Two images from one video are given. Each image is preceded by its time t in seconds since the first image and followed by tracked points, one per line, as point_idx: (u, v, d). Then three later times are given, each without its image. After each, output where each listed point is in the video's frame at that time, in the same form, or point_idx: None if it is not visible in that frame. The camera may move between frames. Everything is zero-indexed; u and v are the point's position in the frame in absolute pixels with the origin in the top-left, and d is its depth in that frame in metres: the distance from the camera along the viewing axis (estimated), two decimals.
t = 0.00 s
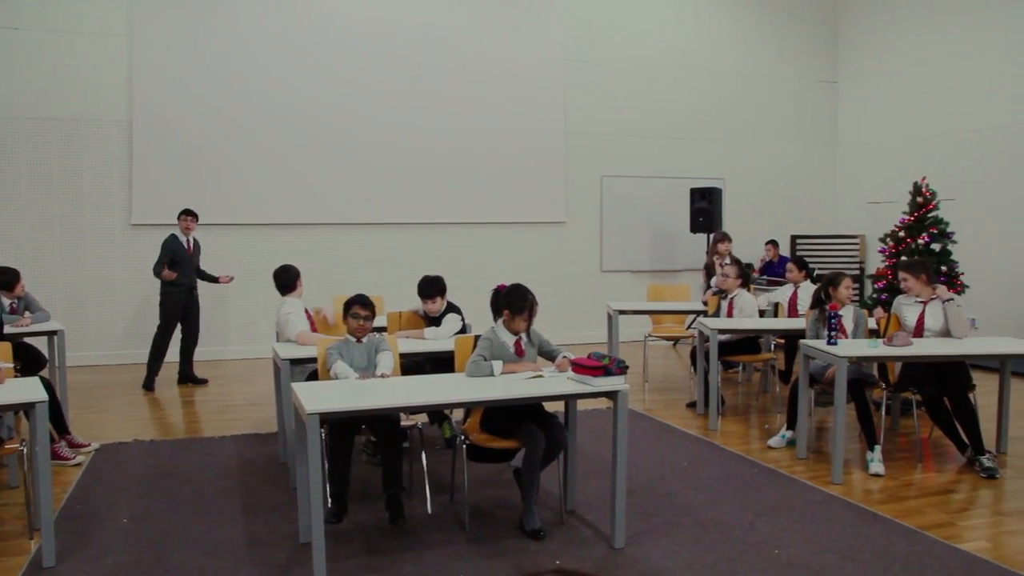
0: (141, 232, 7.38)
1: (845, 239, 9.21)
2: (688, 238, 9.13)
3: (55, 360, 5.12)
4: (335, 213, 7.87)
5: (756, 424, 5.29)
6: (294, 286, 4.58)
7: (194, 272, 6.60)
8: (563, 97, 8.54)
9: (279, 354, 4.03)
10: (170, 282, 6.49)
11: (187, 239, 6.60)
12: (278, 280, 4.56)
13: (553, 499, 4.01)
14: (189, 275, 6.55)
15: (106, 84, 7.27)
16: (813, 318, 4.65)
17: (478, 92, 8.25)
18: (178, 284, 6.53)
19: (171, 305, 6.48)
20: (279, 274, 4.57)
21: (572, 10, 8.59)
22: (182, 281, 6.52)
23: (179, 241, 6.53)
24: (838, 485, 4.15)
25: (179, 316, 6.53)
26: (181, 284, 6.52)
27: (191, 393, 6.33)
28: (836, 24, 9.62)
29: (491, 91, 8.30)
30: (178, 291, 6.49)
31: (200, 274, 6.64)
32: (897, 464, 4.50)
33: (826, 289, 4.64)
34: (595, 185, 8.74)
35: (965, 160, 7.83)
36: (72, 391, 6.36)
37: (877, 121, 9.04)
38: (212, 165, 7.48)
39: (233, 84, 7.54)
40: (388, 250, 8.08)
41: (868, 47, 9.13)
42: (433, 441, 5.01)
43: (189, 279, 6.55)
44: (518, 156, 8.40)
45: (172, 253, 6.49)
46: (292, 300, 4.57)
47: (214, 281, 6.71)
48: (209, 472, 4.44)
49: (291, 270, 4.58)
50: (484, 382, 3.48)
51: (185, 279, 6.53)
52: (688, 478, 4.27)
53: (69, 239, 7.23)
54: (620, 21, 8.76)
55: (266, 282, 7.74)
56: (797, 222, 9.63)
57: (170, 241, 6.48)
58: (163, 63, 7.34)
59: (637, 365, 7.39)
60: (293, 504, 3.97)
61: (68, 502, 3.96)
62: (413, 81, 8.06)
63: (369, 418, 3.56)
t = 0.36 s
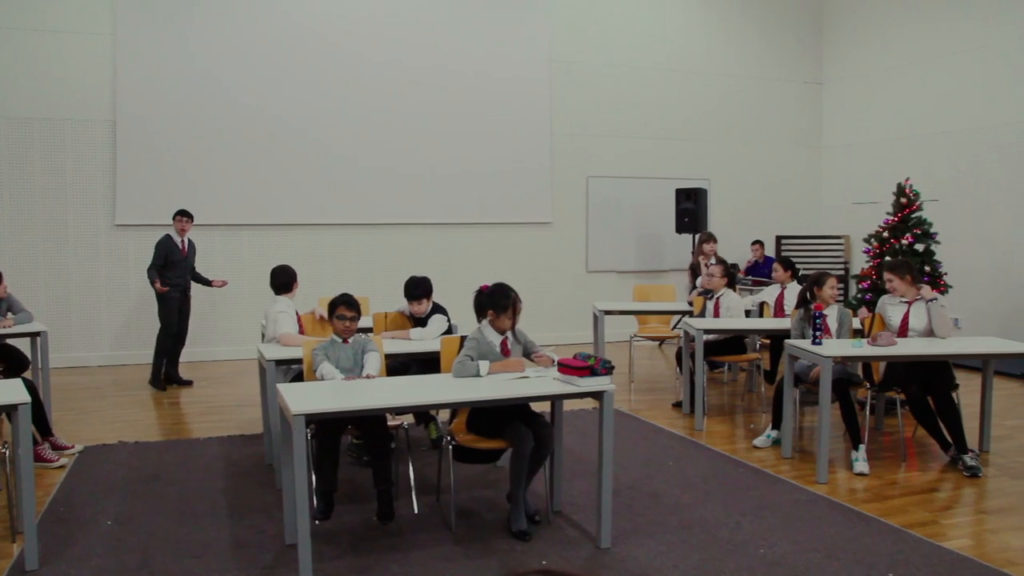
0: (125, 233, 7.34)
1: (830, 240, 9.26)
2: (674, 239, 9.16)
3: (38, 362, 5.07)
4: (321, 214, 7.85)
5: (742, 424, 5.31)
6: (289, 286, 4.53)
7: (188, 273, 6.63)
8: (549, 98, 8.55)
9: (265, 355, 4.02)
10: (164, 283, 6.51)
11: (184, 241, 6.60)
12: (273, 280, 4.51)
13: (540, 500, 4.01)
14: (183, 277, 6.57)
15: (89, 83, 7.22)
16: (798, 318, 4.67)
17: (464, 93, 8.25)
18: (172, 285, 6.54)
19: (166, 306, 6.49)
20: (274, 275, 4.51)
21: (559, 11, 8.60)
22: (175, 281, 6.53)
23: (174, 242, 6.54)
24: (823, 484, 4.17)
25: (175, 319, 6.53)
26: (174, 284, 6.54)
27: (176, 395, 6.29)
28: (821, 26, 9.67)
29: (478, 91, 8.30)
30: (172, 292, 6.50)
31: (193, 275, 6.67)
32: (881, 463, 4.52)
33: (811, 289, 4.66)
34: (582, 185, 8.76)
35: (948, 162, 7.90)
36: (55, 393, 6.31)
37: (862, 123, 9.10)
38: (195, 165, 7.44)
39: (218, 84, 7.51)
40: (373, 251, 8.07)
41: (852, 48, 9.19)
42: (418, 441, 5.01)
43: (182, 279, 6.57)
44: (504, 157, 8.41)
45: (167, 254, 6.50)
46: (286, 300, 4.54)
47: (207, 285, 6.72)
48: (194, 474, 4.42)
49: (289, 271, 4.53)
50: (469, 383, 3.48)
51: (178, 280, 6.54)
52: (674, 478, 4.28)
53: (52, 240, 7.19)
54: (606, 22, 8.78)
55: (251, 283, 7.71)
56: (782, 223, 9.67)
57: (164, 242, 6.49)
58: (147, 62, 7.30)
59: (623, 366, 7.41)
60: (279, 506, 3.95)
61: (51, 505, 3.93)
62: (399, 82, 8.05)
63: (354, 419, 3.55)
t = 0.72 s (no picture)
0: (113, 233, 7.31)
1: (818, 240, 9.30)
2: (663, 239, 9.19)
3: (24, 363, 5.00)
4: (310, 214, 7.84)
5: (731, 423, 5.32)
6: (285, 287, 4.51)
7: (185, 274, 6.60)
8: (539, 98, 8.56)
9: (253, 356, 4.00)
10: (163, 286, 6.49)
11: (178, 242, 6.56)
12: (270, 280, 4.50)
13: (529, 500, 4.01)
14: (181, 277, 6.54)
15: (76, 82, 7.18)
16: (787, 318, 4.68)
17: (454, 93, 8.25)
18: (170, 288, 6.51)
19: (167, 308, 6.45)
20: (271, 276, 4.50)
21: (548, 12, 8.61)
22: (172, 281, 6.51)
23: (170, 243, 6.50)
24: (812, 483, 4.19)
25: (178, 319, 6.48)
26: (172, 285, 6.51)
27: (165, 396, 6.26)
28: (809, 27, 9.71)
29: (468, 91, 8.30)
30: (171, 293, 6.47)
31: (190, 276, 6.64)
32: (869, 462, 4.54)
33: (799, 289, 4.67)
34: (571, 186, 8.77)
35: (935, 162, 7.94)
36: (43, 394, 6.27)
37: (849, 124, 9.14)
38: (184, 166, 7.42)
39: (206, 84, 7.48)
40: (362, 252, 8.06)
41: (840, 49, 9.23)
42: (407, 442, 5.01)
43: (180, 278, 6.54)
44: (494, 157, 8.41)
45: (162, 255, 6.48)
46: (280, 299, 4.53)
47: (203, 285, 6.67)
48: (183, 475, 4.41)
49: (287, 272, 4.50)
50: (457, 384, 3.47)
51: (175, 280, 6.52)
52: (664, 478, 4.29)
53: (39, 241, 7.15)
54: (596, 23, 8.80)
55: (239, 283, 7.68)
56: (771, 223, 9.71)
57: (158, 242, 6.46)
58: (134, 62, 7.26)
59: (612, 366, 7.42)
60: (268, 507, 3.94)
61: (38, 507, 3.90)
62: (388, 82, 8.04)
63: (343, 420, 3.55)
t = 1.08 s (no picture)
0: (101, 234, 7.27)
1: (806, 240, 9.34)
2: (652, 239, 9.21)
3: (11, 364, 4.98)
4: (298, 215, 7.82)
5: (719, 423, 5.34)
6: (275, 289, 4.52)
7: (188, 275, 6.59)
8: (528, 99, 8.56)
9: (241, 357, 3.99)
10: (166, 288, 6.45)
11: (177, 241, 6.57)
12: (260, 282, 4.50)
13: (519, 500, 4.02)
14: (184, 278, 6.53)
15: (63, 81, 7.14)
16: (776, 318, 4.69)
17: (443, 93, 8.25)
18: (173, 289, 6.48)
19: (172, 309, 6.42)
20: (261, 275, 4.51)
21: (538, 12, 8.61)
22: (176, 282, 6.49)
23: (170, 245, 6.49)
24: (800, 483, 4.20)
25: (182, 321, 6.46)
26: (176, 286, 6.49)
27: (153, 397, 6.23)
28: (797, 29, 9.75)
29: (457, 92, 8.30)
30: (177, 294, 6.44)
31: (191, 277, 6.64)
32: (857, 462, 4.56)
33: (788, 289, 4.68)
34: (560, 186, 8.78)
35: (923, 163, 7.98)
36: (30, 396, 6.23)
37: (837, 125, 9.18)
38: (171, 166, 7.39)
39: (194, 84, 7.46)
40: (351, 252, 8.04)
41: (828, 51, 9.27)
42: (396, 442, 5.00)
43: (183, 279, 6.53)
44: (483, 158, 8.41)
45: (165, 257, 6.46)
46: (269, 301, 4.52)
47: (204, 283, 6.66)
48: (171, 476, 4.39)
49: (278, 274, 4.52)
50: (445, 384, 3.47)
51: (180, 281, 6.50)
52: (653, 478, 4.29)
53: (25, 241, 7.11)
54: (585, 23, 8.81)
55: (227, 284, 7.66)
56: (759, 224, 9.74)
57: (161, 244, 6.44)
58: (121, 61, 7.23)
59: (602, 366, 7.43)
60: (256, 508, 3.93)
61: (25, 509, 3.88)
62: (377, 83, 8.04)
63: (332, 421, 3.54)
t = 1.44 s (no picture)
0: (88, 234, 7.24)
1: (794, 240, 9.38)
2: (641, 239, 9.23)
3: None
4: (287, 215, 7.80)
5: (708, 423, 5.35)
6: (264, 290, 4.52)
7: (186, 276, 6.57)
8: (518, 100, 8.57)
9: (229, 358, 3.97)
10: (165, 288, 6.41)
11: (175, 241, 6.56)
12: (249, 283, 4.50)
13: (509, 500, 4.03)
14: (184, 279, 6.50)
15: (49, 81, 7.11)
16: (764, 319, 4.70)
17: (433, 94, 8.25)
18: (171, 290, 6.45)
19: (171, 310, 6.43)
20: (250, 276, 4.51)
21: (527, 13, 8.62)
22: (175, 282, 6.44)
23: (168, 244, 6.45)
24: (788, 483, 4.21)
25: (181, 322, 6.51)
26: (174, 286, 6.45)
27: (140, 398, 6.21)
28: (785, 30, 9.79)
29: (446, 92, 8.30)
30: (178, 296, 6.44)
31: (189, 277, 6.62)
32: (845, 461, 4.58)
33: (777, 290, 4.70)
34: (549, 187, 8.78)
35: (910, 164, 8.02)
36: (17, 397, 6.20)
37: (825, 126, 9.22)
38: (159, 166, 7.37)
39: (182, 84, 7.43)
40: (340, 253, 8.03)
41: (817, 52, 9.31)
42: (384, 443, 5.00)
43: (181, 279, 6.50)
44: (473, 158, 8.41)
45: (166, 257, 6.42)
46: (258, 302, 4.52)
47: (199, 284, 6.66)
48: (158, 477, 4.37)
49: (267, 274, 4.52)
50: (432, 385, 3.47)
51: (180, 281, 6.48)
52: (642, 478, 4.30)
53: (12, 242, 7.07)
54: (574, 24, 8.82)
55: (215, 285, 7.63)
56: (748, 224, 9.77)
57: (160, 243, 6.39)
58: (108, 61, 7.20)
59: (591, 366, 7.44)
60: (244, 509, 3.92)
61: (11, 511, 3.85)
62: (366, 83, 8.03)
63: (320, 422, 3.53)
